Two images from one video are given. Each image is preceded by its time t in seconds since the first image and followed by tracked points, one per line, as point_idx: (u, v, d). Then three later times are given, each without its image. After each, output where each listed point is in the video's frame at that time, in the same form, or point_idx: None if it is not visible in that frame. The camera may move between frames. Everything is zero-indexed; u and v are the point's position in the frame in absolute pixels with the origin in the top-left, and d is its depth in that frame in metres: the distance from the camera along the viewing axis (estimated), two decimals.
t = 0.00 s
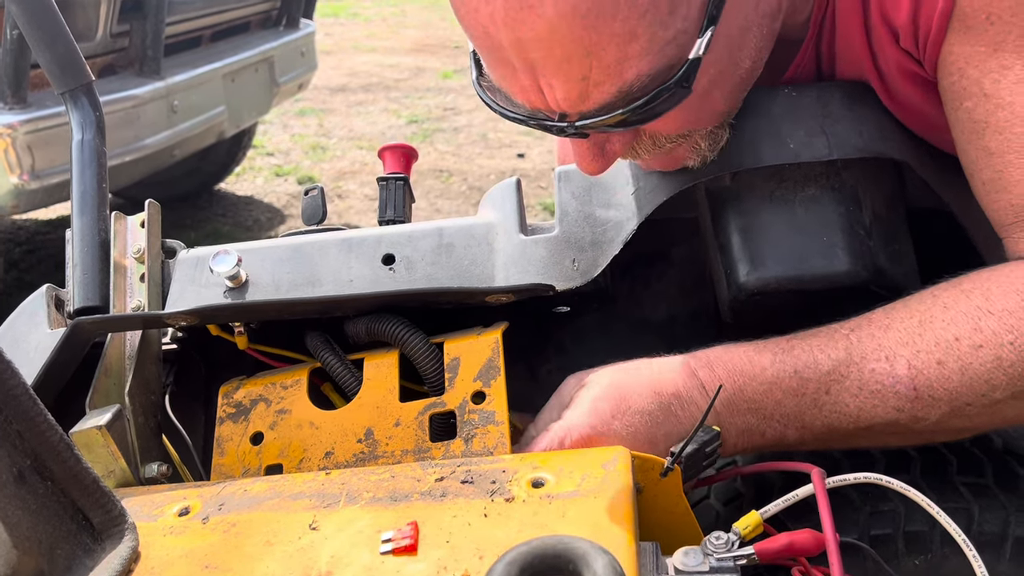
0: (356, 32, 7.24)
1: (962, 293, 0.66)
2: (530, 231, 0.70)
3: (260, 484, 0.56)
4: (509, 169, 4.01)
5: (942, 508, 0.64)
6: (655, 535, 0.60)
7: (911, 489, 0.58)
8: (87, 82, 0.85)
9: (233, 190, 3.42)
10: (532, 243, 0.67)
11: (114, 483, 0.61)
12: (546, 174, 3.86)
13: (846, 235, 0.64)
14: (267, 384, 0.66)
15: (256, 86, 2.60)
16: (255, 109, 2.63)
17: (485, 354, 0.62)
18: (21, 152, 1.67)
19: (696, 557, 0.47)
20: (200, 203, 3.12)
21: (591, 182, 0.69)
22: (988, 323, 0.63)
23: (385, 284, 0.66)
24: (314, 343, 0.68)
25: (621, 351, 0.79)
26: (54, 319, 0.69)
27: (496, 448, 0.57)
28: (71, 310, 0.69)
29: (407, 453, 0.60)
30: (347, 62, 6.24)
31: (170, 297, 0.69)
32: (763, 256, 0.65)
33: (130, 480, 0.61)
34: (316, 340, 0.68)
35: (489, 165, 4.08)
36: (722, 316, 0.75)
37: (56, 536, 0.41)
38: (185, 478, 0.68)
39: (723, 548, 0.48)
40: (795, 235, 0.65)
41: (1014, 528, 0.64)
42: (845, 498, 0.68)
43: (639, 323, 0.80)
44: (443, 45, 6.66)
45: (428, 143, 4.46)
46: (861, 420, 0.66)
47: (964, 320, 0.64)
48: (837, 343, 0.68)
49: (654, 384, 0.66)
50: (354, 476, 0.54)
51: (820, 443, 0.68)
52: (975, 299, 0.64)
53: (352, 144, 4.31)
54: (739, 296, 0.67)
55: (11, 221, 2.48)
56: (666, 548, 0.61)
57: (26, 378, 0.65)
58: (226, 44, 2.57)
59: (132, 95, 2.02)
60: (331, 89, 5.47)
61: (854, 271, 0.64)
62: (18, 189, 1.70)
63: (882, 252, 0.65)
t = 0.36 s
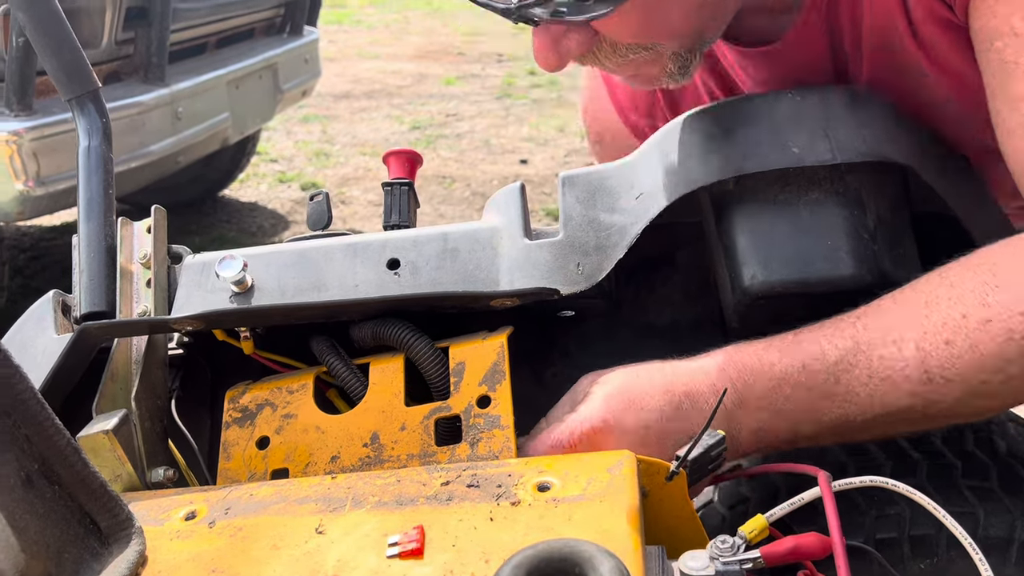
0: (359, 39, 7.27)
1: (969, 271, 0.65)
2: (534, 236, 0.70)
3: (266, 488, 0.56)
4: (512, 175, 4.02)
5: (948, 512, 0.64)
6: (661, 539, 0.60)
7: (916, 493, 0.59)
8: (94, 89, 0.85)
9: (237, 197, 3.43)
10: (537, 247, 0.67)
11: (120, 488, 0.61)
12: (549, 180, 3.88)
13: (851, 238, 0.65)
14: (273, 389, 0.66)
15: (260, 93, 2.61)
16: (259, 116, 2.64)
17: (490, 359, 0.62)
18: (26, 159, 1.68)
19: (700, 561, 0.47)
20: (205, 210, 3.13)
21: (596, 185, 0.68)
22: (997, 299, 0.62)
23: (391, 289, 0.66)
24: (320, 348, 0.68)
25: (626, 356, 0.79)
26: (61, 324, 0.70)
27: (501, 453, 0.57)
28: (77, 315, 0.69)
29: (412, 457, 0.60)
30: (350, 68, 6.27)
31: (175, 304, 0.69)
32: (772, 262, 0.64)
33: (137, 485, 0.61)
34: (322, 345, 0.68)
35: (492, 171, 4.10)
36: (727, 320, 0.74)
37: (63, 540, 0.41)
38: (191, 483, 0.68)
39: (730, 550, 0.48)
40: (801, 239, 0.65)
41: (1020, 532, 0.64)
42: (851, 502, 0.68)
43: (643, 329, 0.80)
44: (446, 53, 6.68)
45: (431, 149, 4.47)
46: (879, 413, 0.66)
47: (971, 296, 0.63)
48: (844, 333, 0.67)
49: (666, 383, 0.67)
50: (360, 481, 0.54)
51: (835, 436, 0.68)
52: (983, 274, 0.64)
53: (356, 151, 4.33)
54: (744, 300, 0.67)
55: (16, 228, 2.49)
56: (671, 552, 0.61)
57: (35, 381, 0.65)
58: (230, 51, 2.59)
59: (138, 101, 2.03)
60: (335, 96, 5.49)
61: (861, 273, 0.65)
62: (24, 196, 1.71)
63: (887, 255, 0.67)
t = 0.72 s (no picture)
0: (365, 47, 7.31)
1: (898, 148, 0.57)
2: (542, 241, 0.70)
3: (277, 492, 0.56)
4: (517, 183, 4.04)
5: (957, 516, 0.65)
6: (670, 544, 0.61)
7: (926, 496, 0.59)
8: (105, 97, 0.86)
9: (243, 204, 3.45)
10: (545, 253, 0.67)
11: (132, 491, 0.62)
12: (554, 187, 3.89)
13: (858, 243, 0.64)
14: (283, 393, 0.66)
15: (267, 101, 2.63)
16: (266, 124, 2.66)
17: (499, 363, 0.62)
18: (36, 167, 1.71)
19: (709, 564, 0.47)
20: (212, 217, 3.14)
21: (604, 190, 0.68)
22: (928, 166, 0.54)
23: (400, 293, 0.67)
24: (330, 352, 0.68)
25: (634, 361, 0.80)
26: (73, 330, 0.70)
27: (511, 456, 0.58)
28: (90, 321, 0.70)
29: (422, 461, 0.60)
30: (356, 77, 6.31)
31: (187, 310, 0.69)
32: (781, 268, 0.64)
33: (149, 489, 0.62)
34: (332, 349, 0.68)
35: (497, 179, 4.11)
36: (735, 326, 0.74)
37: (77, 543, 0.42)
38: (202, 487, 0.68)
39: (739, 552, 0.49)
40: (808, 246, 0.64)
41: None
42: (858, 506, 0.68)
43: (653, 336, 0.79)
44: (451, 61, 6.72)
45: (436, 157, 4.49)
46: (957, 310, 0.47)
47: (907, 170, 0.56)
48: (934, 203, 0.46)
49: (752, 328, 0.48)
50: (370, 484, 0.55)
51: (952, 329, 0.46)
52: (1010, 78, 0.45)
53: (362, 159, 4.35)
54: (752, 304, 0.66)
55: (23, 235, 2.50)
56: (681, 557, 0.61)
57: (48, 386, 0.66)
58: (237, 59, 2.61)
59: (146, 109, 2.04)
60: (341, 104, 5.52)
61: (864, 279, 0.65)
62: (33, 205, 1.73)
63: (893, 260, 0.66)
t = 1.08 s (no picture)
0: (371, 60, 7.36)
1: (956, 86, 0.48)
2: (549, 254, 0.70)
3: (284, 505, 0.56)
4: (523, 194, 4.05)
5: (965, 530, 0.64)
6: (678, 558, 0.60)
7: (933, 510, 0.58)
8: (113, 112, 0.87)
9: (249, 217, 3.46)
10: (551, 265, 0.67)
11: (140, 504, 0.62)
12: (559, 200, 3.90)
13: (864, 255, 0.64)
14: (290, 406, 0.67)
15: (273, 113, 2.64)
16: (273, 137, 2.67)
17: (505, 376, 0.62)
18: (44, 181, 1.73)
19: None
20: (218, 230, 3.15)
21: (608, 203, 0.68)
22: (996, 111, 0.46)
23: (405, 306, 0.67)
24: (336, 365, 0.68)
25: (640, 373, 0.80)
26: (81, 343, 0.71)
27: (517, 470, 0.58)
28: (98, 334, 0.70)
29: (428, 474, 0.60)
30: (362, 89, 6.34)
31: (194, 323, 0.69)
32: (787, 281, 0.64)
33: (156, 502, 0.62)
34: (338, 362, 0.68)
35: (503, 191, 4.12)
36: (741, 337, 0.74)
37: (85, 556, 0.40)
38: (209, 500, 0.68)
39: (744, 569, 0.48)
40: (813, 259, 0.64)
41: None
42: (865, 519, 0.68)
43: (657, 346, 0.79)
44: (457, 74, 6.75)
45: (442, 169, 4.51)
46: None
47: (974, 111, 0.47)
48: None
49: None
50: (376, 497, 0.55)
51: None
52: None
53: (368, 171, 4.37)
54: (758, 316, 0.66)
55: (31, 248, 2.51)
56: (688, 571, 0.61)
57: (56, 399, 0.66)
58: (244, 73, 2.62)
59: (153, 123, 2.06)
60: (347, 117, 5.55)
61: (875, 290, 0.64)
62: (41, 217, 1.75)
63: (898, 272, 0.65)
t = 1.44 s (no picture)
0: (381, 102, 7.47)
1: None
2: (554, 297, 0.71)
3: (291, 554, 0.56)
4: (531, 232, 4.07)
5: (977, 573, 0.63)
6: None
7: (944, 554, 0.58)
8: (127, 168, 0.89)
9: (261, 258, 3.50)
10: (556, 309, 0.68)
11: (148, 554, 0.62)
12: (567, 237, 3.92)
13: (868, 296, 0.64)
14: (298, 453, 0.67)
15: (284, 157, 2.69)
16: (284, 180, 2.71)
17: (511, 422, 0.62)
18: (59, 227, 1.77)
19: None
20: (230, 271, 3.18)
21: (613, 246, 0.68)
22: None
23: (412, 352, 0.67)
24: (343, 412, 0.68)
25: (649, 415, 0.79)
26: (92, 392, 0.71)
27: (524, 516, 0.58)
28: (109, 382, 0.71)
29: (435, 521, 0.60)
30: (372, 131, 6.43)
31: (205, 369, 0.70)
32: (793, 323, 0.64)
33: (164, 551, 0.62)
34: (346, 409, 0.69)
35: (511, 229, 4.15)
36: (748, 378, 0.74)
37: None
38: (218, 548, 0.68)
39: None
40: (818, 300, 0.64)
41: None
42: (877, 563, 0.67)
43: (664, 389, 0.79)
44: (465, 115, 6.85)
45: (451, 208, 4.54)
46: None
47: None
48: None
49: None
50: (383, 545, 0.55)
51: None
52: None
53: (378, 212, 4.41)
54: (763, 358, 0.67)
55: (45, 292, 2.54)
56: None
57: (66, 450, 0.67)
58: (255, 118, 2.68)
59: (165, 168, 2.08)
60: (357, 158, 5.62)
61: (879, 330, 0.64)
62: (54, 263, 1.78)
63: (903, 313, 0.65)
